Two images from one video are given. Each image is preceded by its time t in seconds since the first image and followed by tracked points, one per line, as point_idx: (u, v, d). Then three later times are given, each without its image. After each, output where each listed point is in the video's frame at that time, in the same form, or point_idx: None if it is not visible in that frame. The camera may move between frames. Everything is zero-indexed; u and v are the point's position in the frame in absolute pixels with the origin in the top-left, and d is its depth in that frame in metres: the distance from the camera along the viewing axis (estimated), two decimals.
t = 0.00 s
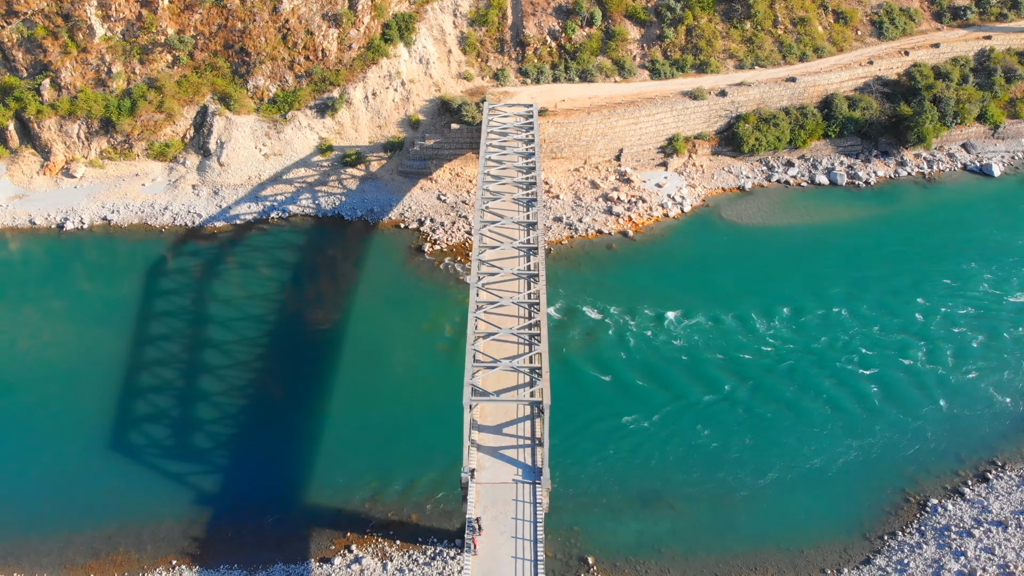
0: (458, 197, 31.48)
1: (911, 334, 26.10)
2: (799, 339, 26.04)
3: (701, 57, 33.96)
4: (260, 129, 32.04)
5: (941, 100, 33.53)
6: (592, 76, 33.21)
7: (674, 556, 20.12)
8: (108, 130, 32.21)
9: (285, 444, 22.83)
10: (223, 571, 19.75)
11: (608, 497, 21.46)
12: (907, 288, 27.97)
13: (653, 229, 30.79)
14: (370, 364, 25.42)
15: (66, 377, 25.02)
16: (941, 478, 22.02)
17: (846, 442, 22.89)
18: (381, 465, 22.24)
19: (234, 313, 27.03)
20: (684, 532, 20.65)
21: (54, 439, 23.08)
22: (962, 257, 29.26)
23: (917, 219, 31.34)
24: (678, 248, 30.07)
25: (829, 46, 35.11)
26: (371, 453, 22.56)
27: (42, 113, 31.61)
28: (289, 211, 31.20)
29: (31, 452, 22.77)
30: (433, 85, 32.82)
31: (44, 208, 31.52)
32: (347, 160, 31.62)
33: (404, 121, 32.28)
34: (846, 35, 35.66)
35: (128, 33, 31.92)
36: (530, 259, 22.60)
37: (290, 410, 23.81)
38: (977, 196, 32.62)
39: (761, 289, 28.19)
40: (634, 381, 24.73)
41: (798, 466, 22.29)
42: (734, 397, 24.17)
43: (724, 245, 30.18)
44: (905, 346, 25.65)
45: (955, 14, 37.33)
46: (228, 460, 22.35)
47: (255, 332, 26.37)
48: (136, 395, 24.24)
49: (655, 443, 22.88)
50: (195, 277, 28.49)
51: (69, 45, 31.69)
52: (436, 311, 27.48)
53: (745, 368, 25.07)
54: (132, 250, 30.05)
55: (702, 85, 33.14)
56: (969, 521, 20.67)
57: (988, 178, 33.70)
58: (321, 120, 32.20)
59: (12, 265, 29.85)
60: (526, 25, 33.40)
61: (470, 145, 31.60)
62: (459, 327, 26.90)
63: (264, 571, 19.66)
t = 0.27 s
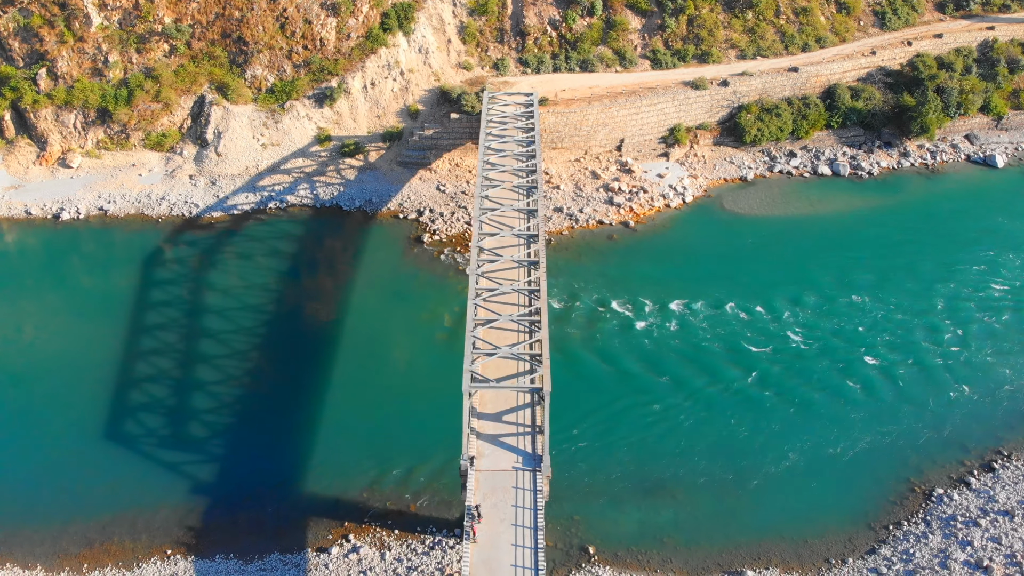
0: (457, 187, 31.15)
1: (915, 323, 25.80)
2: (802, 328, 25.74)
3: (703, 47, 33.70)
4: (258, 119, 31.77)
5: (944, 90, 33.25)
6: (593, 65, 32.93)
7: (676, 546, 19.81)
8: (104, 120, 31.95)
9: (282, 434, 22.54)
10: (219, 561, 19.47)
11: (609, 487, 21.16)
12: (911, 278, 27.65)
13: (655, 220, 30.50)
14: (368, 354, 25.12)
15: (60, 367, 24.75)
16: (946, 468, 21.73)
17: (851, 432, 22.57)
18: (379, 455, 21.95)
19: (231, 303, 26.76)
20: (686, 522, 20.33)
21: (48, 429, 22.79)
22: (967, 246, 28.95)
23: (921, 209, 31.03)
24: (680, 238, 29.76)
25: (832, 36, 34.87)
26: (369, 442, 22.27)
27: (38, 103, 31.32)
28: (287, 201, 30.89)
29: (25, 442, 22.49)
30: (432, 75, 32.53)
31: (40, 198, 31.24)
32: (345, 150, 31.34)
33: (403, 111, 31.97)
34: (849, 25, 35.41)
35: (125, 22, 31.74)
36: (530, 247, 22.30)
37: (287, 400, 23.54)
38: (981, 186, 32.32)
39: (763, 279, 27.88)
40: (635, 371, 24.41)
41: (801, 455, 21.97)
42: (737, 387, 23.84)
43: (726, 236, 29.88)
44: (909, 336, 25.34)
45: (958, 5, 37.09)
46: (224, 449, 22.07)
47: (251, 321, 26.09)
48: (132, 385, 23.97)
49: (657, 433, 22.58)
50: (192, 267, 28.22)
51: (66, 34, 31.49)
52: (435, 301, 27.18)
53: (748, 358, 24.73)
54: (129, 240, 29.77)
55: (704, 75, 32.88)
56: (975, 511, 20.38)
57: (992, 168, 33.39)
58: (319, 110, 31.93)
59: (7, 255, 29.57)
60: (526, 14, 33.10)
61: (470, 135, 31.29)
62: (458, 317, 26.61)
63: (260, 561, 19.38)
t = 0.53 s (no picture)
0: (457, 181, 30.94)
1: (918, 317, 25.62)
2: (805, 322, 25.55)
3: (704, 40, 33.52)
4: (257, 112, 31.60)
5: (947, 83, 33.05)
6: (594, 59, 32.74)
7: (678, 539, 19.62)
8: (103, 114, 31.78)
9: (280, 427, 22.34)
10: (217, 554, 19.28)
11: (610, 479, 20.99)
12: (914, 272, 27.46)
13: (656, 214, 30.31)
14: (368, 347, 24.93)
15: (58, 359, 24.59)
16: (951, 461, 21.54)
17: (855, 426, 22.36)
18: (379, 448, 21.77)
19: (230, 296, 26.61)
20: (689, 515, 20.14)
21: (45, 422, 22.62)
22: (969, 240, 28.76)
23: (924, 203, 30.85)
24: (682, 232, 29.57)
25: (834, 30, 34.72)
26: (368, 435, 22.09)
27: (37, 97, 31.15)
28: (286, 195, 30.71)
29: (21, 434, 22.32)
30: (432, 68, 32.34)
31: (38, 192, 31.07)
32: (344, 144, 31.17)
33: (403, 105, 31.77)
34: (851, 19, 35.27)
35: (123, 15, 31.62)
36: (531, 238, 22.09)
37: (286, 393, 23.35)
38: (984, 180, 32.11)
39: (766, 272, 27.69)
40: (637, 364, 24.21)
41: (804, 449, 21.77)
42: (739, 380, 23.65)
43: (728, 229, 29.68)
44: (912, 330, 25.15)
45: None
46: (222, 442, 21.90)
47: (250, 314, 25.92)
48: (130, 377, 23.82)
49: (658, 426, 22.37)
50: (191, 260, 28.08)
51: (64, 27, 31.36)
52: (434, 295, 27.00)
53: (750, 351, 24.54)
54: (127, 233, 29.62)
55: (705, 68, 32.70)
56: (980, 504, 20.19)
57: (995, 162, 33.19)
58: (319, 103, 31.75)
59: (5, 249, 29.40)
60: (527, 7, 32.88)
61: (470, 128, 31.09)
62: (458, 310, 26.42)
63: (258, 554, 19.21)
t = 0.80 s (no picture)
0: (457, 174, 30.69)
1: (921, 310, 25.42)
2: (807, 314, 25.36)
3: (706, 33, 33.37)
4: (255, 105, 31.41)
5: (950, 77, 32.86)
6: (595, 52, 32.57)
7: (681, 532, 19.43)
8: (101, 107, 31.60)
9: (278, 420, 22.15)
10: (214, 546, 19.09)
11: (612, 472, 20.79)
12: (917, 265, 27.26)
13: (657, 207, 30.10)
14: (367, 340, 24.73)
15: (55, 352, 24.41)
16: (955, 453, 21.36)
17: (859, 420, 22.15)
18: (378, 441, 21.57)
19: (228, 289, 26.42)
20: (691, 508, 19.95)
21: (42, 414, 22.45)
22: (974, 233, 28.54)
23: (927, 196, 30.64)
24: (683, 225, 29.37)
25: (836, 23, 34.58)
26: (368, 428, 21.89)
27: (35, 90, 30.99)
28: (285, 188, 30.50)
29: (18, 426, 22.14)
30: (432, 61, 32.15)
31: (36, 185, 30.91)
32: (344, 137, 30.98)
33: (403, 98, 31.57)
34: (853, 13, 35.12)
35: (122, 8, 31.48)
36: (531, 229, 21.88)
37: (284, 386, 23.16)
38: (987, 174, 31.88)
39: (768, 266, 27.49)
40: (639, 357, 24.01)
41: (807, 442, 21.56)
42: (741, 373, 23.45)
43: (730, 222, 29.49)
44: (916, 323, 24.95)
45: None
46: (220, 435, 21.71)
47: (249, 307, 25.73)
48: (127, 370, 23.64)
49: (660, 419, 22.18)
50: (189, 253, 27.90)
51: (62, 20, 31.21)
52: (434, 288, 26.79)
53: (752, 344, 24.33)
54: (125, 227, 29.45)
55: (707, 61, 32.53)
56: (985, 496, 20.01)
57: (998, 156, 32.97)
58: (318, 96, 31.56)
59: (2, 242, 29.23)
60: None
61: (470, 121, 30.88)
62: (458, 303, 26.23)
63: (256, 547, 19.02)
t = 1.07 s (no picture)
0: (457, 167, 30.47)
1: (924, 303, 25.25)
2: (810, 308, 25.18)
3: (707, 26, 33.20)
4: (254, 99, 31.22)
5: (952, 70, 32.69)
6: (595, 45, 32.38)
7: (683, 524, 19.24)
8: (99, 100, 31.40)
9: (277, 413, 21.97)
10: (212, 539, 18.91)
11: (613, 465, 20.60)
12: (920, 258, 27.09)
13: (658, 200, 29.91)
14: (366, 333, 24.55)
15: (51, 344, 24.24)
16: (959, 446, 21.18)
17: (863, 413, 21.95)
18: (377, 434, 21.39)
19: (226, 282, 26.26)
20: (693, 501, 19.76)
21: (38, 407, 22.28)
22: (977, 226, 28.36)
23: (930, 190, 30.46)
24: (685, 218, 29.18)
25: (838, 16, 34.42)
26: (367, 421, 21.71)
27: (32, 83, 30.78)
28: (284, 181, 30.32)
29: (14, 419, 21.98)
30: (432, 54, 31.95)
31: (33, 178, 30.73)
32: (343, 130, 30.80)
33: (402, 91, 31.37)
34: (855, 6, 34.97)
35: (120, 1, 31.29)
36: (532, 220, 21.68)
37: (283, 379, 22.98)
38: (990, 168, 31.69)
39: (770, 259, 27.30)
40: (640, 350, 23.81)
41: (810, 435, 21.37)
42: (743, 365, 23.26)
43: (731, 216, 29.29)
44: (919, 316, 24.78)
45: None
46: (218, 428, 21.54)
47: (247, 300, 25.56)
48: (125, 363, 23.48)
49: (662, 412, 21.98)
50: (187, 247, 27.73)
51: (60, 13, 31.03)
52: (434, 281, 26.61)
53: (754, 337, 24.14)
54: (123, 220, 29.28)
55: (708, 54, 32.34)
56: (990, 489, 19.82)
57: (1001, 150, 32.79)
58: (317, 89, 31.37)
59: None
60: None
61: (470, 114, 30.68)
62: (457, 297, 26.05)
63: (254, 540, 18.85)
